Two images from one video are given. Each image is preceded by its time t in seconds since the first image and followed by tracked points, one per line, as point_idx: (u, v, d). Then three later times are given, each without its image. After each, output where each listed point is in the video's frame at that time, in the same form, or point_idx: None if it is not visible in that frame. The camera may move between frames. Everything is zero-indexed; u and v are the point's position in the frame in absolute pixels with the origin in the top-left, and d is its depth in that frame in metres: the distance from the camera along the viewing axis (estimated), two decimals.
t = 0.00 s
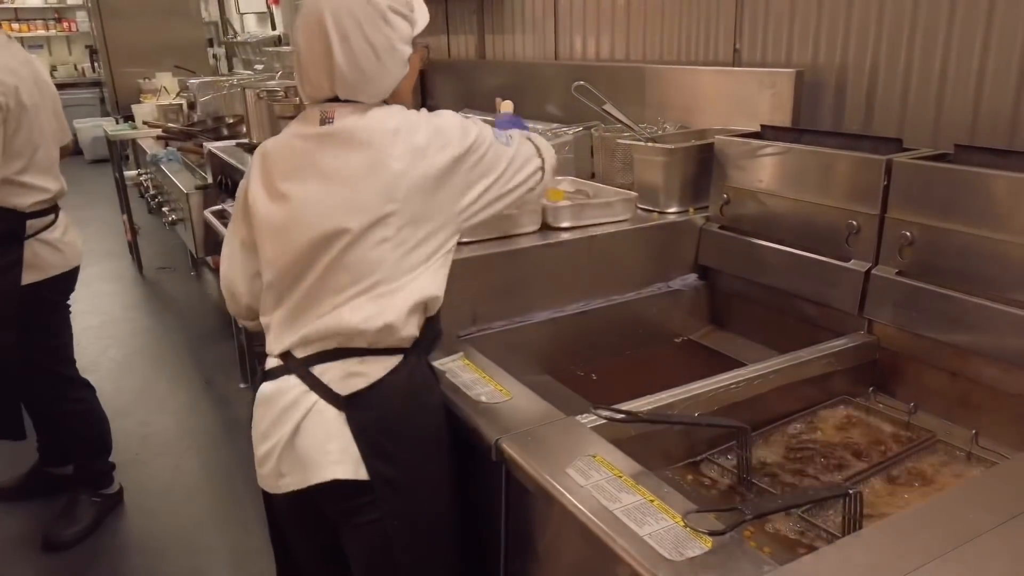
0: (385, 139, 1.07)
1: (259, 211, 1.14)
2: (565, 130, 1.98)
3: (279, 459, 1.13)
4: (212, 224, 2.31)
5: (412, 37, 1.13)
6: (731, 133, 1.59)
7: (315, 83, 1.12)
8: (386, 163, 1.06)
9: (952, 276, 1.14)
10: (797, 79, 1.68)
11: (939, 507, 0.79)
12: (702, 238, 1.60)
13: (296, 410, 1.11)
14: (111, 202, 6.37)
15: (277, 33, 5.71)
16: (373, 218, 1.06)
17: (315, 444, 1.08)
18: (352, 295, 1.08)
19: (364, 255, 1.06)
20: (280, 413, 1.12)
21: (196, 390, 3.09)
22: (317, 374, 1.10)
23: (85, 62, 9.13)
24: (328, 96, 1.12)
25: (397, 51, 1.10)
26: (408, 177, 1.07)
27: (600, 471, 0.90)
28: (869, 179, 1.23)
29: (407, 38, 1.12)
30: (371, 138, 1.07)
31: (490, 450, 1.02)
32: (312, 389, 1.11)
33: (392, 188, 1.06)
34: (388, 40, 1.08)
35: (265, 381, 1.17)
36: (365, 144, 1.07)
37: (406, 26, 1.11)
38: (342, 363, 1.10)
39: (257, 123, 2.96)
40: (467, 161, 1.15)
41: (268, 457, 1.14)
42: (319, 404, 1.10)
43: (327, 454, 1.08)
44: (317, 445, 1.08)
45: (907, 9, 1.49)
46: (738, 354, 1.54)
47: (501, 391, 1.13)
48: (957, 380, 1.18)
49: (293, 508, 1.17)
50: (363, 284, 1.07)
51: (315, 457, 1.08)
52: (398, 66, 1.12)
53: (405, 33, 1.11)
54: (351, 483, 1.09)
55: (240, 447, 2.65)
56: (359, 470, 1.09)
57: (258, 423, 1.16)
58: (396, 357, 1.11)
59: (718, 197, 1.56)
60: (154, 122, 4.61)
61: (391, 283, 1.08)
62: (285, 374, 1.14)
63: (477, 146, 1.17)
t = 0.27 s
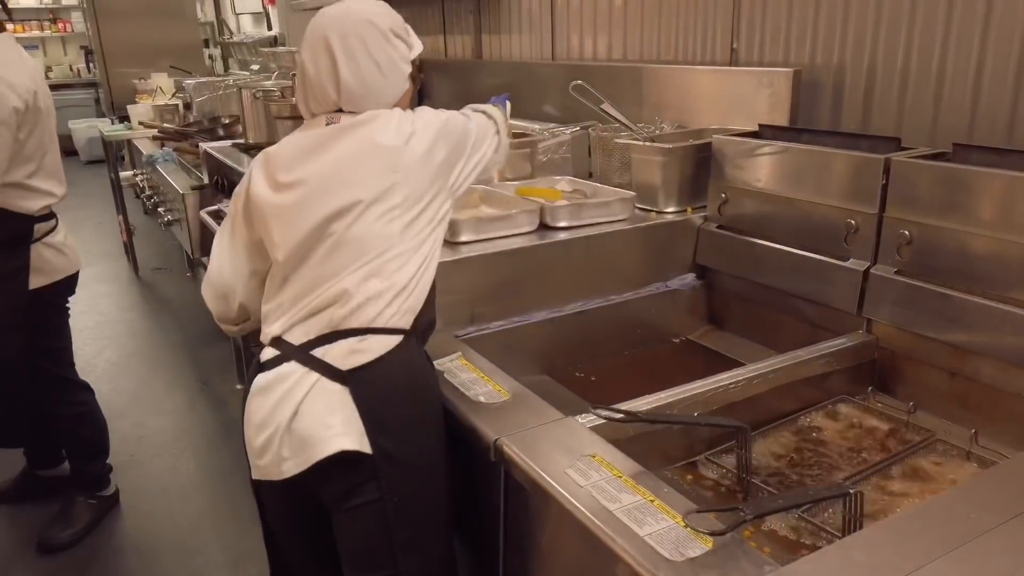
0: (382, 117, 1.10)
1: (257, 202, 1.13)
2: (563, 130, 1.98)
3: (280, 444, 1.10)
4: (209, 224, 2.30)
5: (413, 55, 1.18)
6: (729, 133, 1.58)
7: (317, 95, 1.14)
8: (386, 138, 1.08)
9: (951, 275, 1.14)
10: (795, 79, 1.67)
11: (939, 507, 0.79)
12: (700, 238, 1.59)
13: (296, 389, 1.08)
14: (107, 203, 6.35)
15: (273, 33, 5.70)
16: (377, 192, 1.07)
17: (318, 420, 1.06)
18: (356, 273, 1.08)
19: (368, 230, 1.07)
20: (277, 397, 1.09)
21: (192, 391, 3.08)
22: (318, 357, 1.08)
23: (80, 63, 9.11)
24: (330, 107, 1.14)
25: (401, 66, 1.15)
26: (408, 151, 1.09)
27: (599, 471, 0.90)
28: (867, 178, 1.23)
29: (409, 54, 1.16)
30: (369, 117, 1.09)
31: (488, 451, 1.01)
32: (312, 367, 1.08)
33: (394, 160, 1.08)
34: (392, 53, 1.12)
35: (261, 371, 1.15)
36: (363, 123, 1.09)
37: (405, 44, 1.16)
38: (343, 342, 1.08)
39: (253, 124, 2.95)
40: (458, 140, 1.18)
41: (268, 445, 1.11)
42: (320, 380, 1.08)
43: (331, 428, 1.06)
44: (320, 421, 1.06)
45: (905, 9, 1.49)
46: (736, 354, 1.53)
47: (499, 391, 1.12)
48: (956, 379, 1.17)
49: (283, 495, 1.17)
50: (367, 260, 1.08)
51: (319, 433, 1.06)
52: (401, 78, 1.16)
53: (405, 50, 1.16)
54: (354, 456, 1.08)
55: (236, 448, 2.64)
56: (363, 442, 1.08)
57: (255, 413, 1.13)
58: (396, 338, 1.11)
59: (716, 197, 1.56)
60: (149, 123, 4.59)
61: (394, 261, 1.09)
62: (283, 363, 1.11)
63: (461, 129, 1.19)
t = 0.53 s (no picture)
0: (371, 114, 1.12)
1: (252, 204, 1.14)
2: (562, 130, 1.98)
3: (284, 441, 1.09)
4: (207, 225, 2.29)
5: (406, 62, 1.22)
6: (729, 133, 1.58)
7: (311, 96, 1.15)
8: (377, 131, 1.10)
9: (951, 275, 1.14)
10: (795, 79, 1.67)
11: (940, 509, 0.78)
12: (700, 238, 1.59)
13: (299, 385, 1.08)
14: (105, 204, 6.34)
15: (271, 33, 5.70)
16: (372, 183, 1.08)
17: (323, 415, 1.06)
18: (354, 266, 1.08)
19: (365, 221, 1.08)
20: (281, 394, 1.09)
21: (191, 392, 3.07)
22: (319, 352, 1.09)
23: (78, 63, 9.10)
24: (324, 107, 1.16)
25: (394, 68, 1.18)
26: (399, 144, 1.11)
27: (600, 473, 0.90)
28: (868, 178, 1.22)
29: (401, 60, 1.20)
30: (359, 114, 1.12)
31: (488, 452, 1.01)
32: (314, 363, 1.08)
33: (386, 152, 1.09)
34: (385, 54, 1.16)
35: (263, 369, 1.15)
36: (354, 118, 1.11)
37: (398, 51, 1.20)
38: (344, 336, 1.08)
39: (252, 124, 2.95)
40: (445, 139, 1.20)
41: (272, 443, 1.10)
42: (323, 374, 1.08)
43: (335, 421, 1.06)
44: (324, 415, 1.06)
45: (905, 9, 1.49)
46: (735, 354, 1.53)
47: (500, 392, 1.12)
48: (957, 380, 1.17)
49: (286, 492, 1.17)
50: (364, 251, 1.08)
51: (324, 427, 1.06)
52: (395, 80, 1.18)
53: (397, 55, 1.19)
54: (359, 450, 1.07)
55: (235, 449, 2.64)
56: (368, 436, 1.07)
57: (257, 411, 1.12)
58: (397, 330, 1.10)
59: (716, 197, 1.55)
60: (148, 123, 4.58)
61: (392, 254, 1.09)
62: (285, 360, 1.11)
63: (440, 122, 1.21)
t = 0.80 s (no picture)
0: (373, 114, 1.08)
1: (255, 206, 1.12)
2: (566, 129, 1.97)
3: (290, 455, 1.08)
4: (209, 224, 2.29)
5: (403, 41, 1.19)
6: (735, 132, 1.58)
7: (305, 81, 1.13)
8: (379, 133, 1.06)
9: (961, 274, 1.13)
10: (800, 79, 1.67)
11: (955, 509, 0.78)
12: (706, 238, 1.59)
13: (305, 401, 1.07)
14: (104, 204, 6.32)
15: (271, 33, 5.69)
16: (375, 189, 1.06)
17: (329, 432, 1.06)
18: (358, 273, 1.07)
19: (368, 228, 1.06)
20: (286, 408, 1.08)
21: (192, 392, 3.06)
22: (325, 365, 1.08)
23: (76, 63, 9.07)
24: (318, 96, 1.15)
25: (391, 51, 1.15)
26: (403, 146, 1.08)
27: (613, 473, 0.89)
28: (876, 177, 1.22)
29: (398, 41, 1.17)
30: (360, 113, 1.08)
31: (498, 452, 1.01)
32: (321, 378, 1.08)
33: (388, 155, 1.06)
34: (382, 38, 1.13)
35: (268, 378, 1.13)
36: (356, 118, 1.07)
37: (394, 29, 1.17)
38: (350, 349, 1.08)
39: (253, 123, 2.94)
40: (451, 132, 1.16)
41: (278, 456, 1.10)
42: (330, 390, 1.07)
43: (343, 439, 1.05)
44: (331, 432, 1.05)
45: (911, 8, 1.49)
46: (742, 354, 1.53)
47: (509, 392, 1.12)
48: (967, 379, 1.17)
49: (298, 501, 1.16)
50: (368, 258, 1.07)
51: (331, 443, 1.05)
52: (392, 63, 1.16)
53: (394, 36, 1.16)
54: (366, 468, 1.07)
55: (236, 450, 2.63)
56: (376, 454, 1.07)
57: (263, 422, 1.12)
58: (403, 342, 1.10)
59: (722, 197, 1.55)
60: (148, 123, 4.57)
61: (395, 259, 1.08)
62: (291, 370, 1.10)
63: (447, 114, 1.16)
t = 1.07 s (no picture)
0: (374, 130, 1.09)
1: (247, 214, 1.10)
2: (557, 137, 1.98)
3: (279, 463, 1.07)
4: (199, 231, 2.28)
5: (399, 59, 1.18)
6: (725, 140, 1.59)
7: (306, 111, 1.11)
8: (381, 149, 1.08)
9: (949, 281, 1.14)
10: (790, 87, 1.68)
11: (945, 515, 0.78)
12: (697, 245, 1.59)
13: (298, 408, 1.06)
14: (92, 211, 6.28)
15: (261, 40, 5.68)
16: (374, 204, 1.07)
17: (322, 438, 1.05)
18: (353, 285, 1.07)
19: (365, 241, 1.07)
20: (277, 416, 1.07)
21: (179, 401, 3.04)
22: (318, 373, 1.07)
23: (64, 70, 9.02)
24: (320, 119, 1.12)
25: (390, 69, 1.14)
26: (403, 163, 1.10)
27: (606, 481, 0.89)
28: (866, 186, 1.23)
29: (395, 59, 1.16)
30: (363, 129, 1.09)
31: (490, 460, 1.00)
32: (314, 385, 1.07)
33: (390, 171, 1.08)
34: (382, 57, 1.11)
35: (253, 388, 1.11)
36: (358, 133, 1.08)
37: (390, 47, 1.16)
38: (344, 357, 1.07)
39: (243, 129, 2.93)
40: (446, 151, 1.18)
41: (266, 464, 1.08)
42: (323, 397, 1.06)
43: (337, 445, 1.04)
44: (324, 439, 1.04)
45: (899, 17, 1.51)
46: (733, 361, 1.53)
47: (502, 400, 1.11)
48: (956, 386, 1.18)
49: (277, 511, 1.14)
50: (365, 270, 1.07)
51: (325, 450, 1.04)
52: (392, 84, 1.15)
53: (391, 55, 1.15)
54: (360, 473, 1.06)
55: (224, 459, 2.60)
56: (370, 458, 1.06)
57: (248, 433, 1.10)
58: (396, 350, 1.10)
59: (712, 204, 1.56)
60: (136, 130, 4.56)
61: (391, 273, 1.09)
62: (279, 379, 1.09)
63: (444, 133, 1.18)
